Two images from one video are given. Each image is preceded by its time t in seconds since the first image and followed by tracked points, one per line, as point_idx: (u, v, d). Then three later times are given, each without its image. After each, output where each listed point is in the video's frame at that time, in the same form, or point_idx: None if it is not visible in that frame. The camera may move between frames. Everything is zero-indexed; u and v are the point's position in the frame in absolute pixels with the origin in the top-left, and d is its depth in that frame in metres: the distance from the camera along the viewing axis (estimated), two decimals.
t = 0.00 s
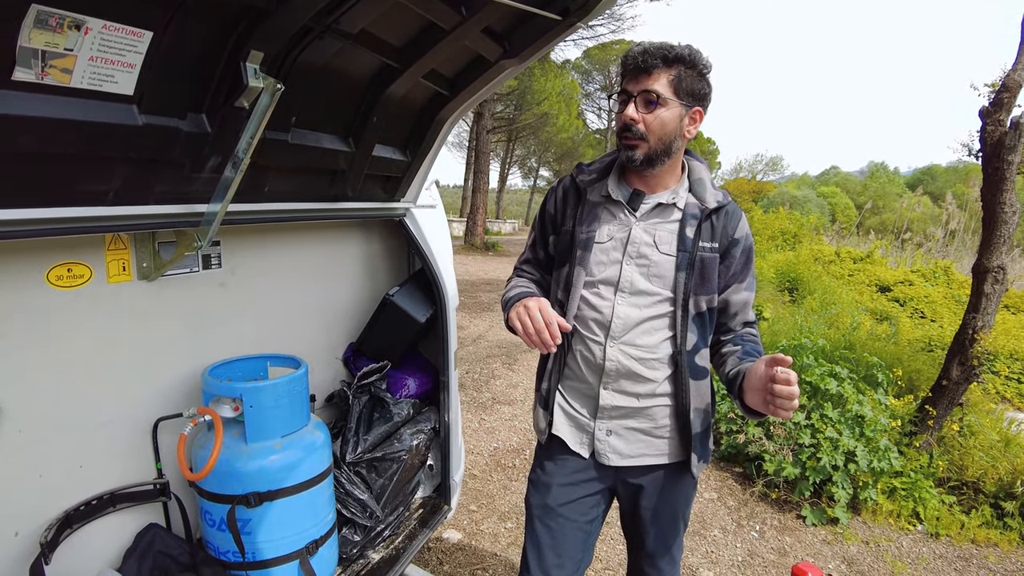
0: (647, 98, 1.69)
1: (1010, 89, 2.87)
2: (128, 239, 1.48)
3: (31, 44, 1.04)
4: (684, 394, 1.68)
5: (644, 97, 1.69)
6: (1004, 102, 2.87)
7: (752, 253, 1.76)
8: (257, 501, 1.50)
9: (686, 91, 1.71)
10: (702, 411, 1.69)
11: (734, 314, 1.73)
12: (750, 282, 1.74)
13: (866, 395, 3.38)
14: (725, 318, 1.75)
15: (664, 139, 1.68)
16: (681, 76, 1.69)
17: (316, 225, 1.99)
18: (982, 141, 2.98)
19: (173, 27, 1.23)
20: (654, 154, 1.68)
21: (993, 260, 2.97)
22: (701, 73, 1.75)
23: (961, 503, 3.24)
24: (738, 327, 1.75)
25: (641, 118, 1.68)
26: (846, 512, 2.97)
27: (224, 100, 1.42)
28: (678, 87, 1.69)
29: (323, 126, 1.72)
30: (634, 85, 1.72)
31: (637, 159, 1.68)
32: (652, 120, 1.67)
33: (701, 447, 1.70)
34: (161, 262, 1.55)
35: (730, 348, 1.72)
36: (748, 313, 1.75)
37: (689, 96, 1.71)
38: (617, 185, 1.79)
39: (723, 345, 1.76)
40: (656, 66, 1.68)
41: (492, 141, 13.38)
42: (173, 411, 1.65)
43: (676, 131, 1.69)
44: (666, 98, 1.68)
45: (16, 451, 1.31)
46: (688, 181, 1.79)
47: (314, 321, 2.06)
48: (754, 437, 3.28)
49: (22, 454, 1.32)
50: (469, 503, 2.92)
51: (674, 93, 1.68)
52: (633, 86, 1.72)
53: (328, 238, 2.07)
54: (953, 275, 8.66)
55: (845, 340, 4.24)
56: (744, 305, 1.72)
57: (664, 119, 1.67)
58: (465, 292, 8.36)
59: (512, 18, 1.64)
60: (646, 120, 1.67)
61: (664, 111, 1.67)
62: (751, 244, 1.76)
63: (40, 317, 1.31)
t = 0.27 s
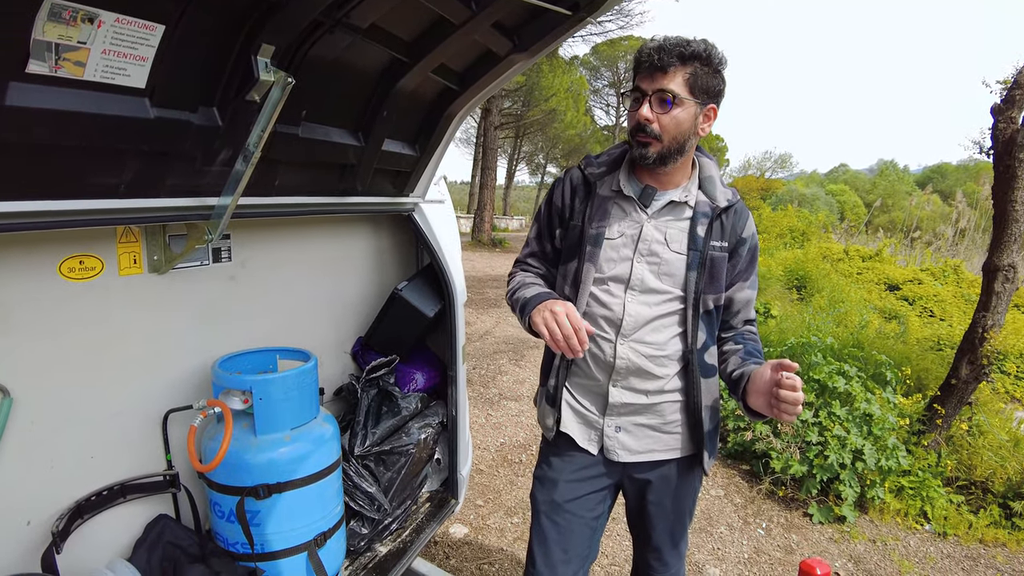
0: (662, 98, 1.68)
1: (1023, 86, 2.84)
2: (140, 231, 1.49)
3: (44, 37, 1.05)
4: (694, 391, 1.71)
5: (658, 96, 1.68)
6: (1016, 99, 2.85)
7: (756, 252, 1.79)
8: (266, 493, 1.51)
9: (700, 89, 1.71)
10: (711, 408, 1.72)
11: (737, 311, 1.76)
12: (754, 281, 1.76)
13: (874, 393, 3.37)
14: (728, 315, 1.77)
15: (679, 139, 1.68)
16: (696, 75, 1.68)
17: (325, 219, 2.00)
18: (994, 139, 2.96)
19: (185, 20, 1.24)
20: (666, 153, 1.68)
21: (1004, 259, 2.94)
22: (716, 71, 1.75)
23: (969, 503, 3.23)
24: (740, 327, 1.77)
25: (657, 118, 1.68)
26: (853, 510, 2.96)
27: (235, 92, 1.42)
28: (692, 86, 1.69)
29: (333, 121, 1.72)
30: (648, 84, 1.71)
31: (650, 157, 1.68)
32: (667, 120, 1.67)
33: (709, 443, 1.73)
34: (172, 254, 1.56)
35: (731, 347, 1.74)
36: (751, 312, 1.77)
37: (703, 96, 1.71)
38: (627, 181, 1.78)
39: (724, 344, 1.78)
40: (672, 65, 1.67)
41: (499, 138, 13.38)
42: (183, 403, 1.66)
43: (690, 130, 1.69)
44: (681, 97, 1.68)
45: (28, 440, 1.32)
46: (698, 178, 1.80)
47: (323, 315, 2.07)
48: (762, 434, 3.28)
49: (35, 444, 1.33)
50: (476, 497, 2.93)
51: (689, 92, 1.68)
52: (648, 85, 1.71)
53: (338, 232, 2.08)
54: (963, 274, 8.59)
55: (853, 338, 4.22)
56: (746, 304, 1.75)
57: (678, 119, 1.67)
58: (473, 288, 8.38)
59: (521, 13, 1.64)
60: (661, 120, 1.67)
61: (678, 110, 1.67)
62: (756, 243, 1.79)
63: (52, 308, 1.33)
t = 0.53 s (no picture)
0: (666, 98, 1.64)
1: None
2: (157, 220, 1.51)
3: (66, 24, 1.06)
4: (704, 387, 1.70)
5: (663, 97, 1.64)
6: None
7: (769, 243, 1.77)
8: (280, 480, 1.52)
9: (707, 84, 1.67)
10: (722, 402, 1.72)
11: (749, 304, 1.75)
12: (768, 273, 1.75)
13: (886, 390, 3.35)
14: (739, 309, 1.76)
15: (687, 138, 1.66)
16: (702, 71, 1.64)
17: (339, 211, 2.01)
18: (1011, 134, 2.92)
19: (204, 9, 1.25)
20: (675, 153, 1.67)
21: (1020, 256, 2.91)
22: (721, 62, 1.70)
23: (982, 502, 3.20)
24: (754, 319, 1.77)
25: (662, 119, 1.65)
26: (865, 508, 2.94)
27: (253, 82, 1.44)
28: (697, 83, 1.65)
29: (348, 112, 1.73)
30: (652, 84, 1.67)
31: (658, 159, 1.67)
32: (674, 121, 1.64)
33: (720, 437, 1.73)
34: (188, 243, 1.58)
35: (744, 341, 1.74)
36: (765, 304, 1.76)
37: (709, 91, 1.68)
38: (636, 175, 1.76)
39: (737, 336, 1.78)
40: (676, 64, 1.62)
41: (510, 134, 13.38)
42: (198, 391, 1.68)
43: (697, 128, 1.67)
44: (686, 97, 1.64)
45: (48, 425, 1.34)
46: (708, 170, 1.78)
47: (336, 307, 2.08)
48: (773, 431, 3.26)
49: (53, 429, 1.35)
50: (486, 490, 2.93)
51: (694, 90, 1.64)
52: (652, 85, 1.67)
53: (351, 224, 2.09)
54: (978, 273, 8.50)
55: (865, 336, 4.20)
56: (759, 297, 1.74)
57: (685, 118, 1.64)
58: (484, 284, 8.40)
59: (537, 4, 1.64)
60: (667, 121, 1.64)
61: (684, 110, 1.64)
62: (768, 235, 1.77)
63: (72, 294, 1.34)
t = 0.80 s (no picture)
0: (652, 81, 1.60)
1: None
2: (177, 210, 1.52)
3: (89, 14, 1.07)
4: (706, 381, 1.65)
5: (649, 79, 1.61)
6: None
7: (790, 224, 1.65)
8: (297, 470, 1.53)
9: (691, 61, 1.64)
10: (727, 396, 1.65)
11: (769, 291, 1.66)
12: (788, 256, 1.63)
13: (906, 390, 3.30)
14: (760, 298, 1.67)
15: (680, 119, 1.62)
16: (684, 49, 1.61)
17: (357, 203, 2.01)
18: None
19: None
20: (670, 136, 1.63)
21: None
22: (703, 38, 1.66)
23: (1003, 505, 3.16)
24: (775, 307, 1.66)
25: (652, 103, 1.61)
26: (882, 509, 2.91)
27: (272, 73, 1.43)
28: (681, 61, 1.62)
29: (368, 103, 1.73)
30: (636, 67, 1.64)
31: (654, 145, 1.63)
32: (663, 103, 1.61)
33: (727, 433, 1.65)
34: (207, 233, 1.59)
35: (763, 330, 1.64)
36: (787, 290, 1.65)
37: (695, 67, 1.64)
38: (633, 167, 1.75)
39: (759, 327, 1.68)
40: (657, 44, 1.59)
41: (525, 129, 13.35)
42: (217, 380, 1.69)
43: (689, 108, 1.63)
44: (672, 76, 1.60)
45: (70, 412, 1.36)
46: (711, 154, 1.71)
47: (352, 299, 2.09)
48: (790, 429, 3.22)
49: (75, 415, 1.37)
50: (501, 484, 2.94)
51: (679, 69, 1.61)
52: (636, 69, 1.64)
53: (369, 216, 2.09)
54: (1002, 273, 8.33)
55: (885, 335, 4.14)
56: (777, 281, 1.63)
57: (674, 99, 1.60)
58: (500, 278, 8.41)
59: None
60: (656, 104, 1.60)
61: (672, 91, 1.60)
62: (785, 216, 1.64)
63: (93, 282, 1.36)
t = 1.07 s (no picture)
0: (601, 74, 1.53)
1: None
2: (195, 204, 1.53)
3: (107, 10, 1.07)
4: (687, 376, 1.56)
5: (600, 73, 1.53)
6: None
7: (782, 196, 1.45)
8: (311, 463, 1.54)
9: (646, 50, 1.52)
10: (710, 390, 1.52)
11: (761, 275, 1.46)
12: (782, 233, 1.43)
13: (928, 390, 3.25)
14: (757, 282, 1.49)
15: (635, 111, 1.53)
16: (633, 38, 1.50)
17: (373, 198, 2.02)
18: None
19: None
20: (629, 129, 1.56)
21: None
22: (659, 25, 1.55)
23: None
24: (775, 287, 1.44)
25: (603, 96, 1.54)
26: (903, 511, 2.86)
27: (289, 68, 1.43)
28: (632, 51, 1.51)
29: (384, 98, 1.72)
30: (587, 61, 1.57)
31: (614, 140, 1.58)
32: (616, 96, 1.53)
33: (710, 430, 1.53)
34: (225, 228, 1.60)
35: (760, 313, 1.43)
36: (786, 269, 1.43)
37: (649, 55, 1.52)
38: (610, 165, 1.73)
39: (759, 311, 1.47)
40: (602, 38, 1.51)
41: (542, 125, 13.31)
42: (234, 373, 1.71)
43: (645, 98, 1.53)
44: (623, 68, 1.51)
45: (88, 404, 1.37)
46: (686, 140, 1.60)
47: (368, 293, 2.09)
48: (809, 428, 3.18)
49: (94, 407, 1.39)
50: (516, 479, 2.94)
51: (631, 60, 1.51)
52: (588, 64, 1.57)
53: (385, 211, 2.09)
54: None
55: (908, 334, 4.06)
56: (772, 261, 1.43)
57: (627, 91, 1.52)
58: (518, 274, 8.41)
59: None
60: (609, 98, 1.53)
61: (624, 82, 1.51)
62: (773, 188, 1.45)
63: (112, 276, 1.37)
